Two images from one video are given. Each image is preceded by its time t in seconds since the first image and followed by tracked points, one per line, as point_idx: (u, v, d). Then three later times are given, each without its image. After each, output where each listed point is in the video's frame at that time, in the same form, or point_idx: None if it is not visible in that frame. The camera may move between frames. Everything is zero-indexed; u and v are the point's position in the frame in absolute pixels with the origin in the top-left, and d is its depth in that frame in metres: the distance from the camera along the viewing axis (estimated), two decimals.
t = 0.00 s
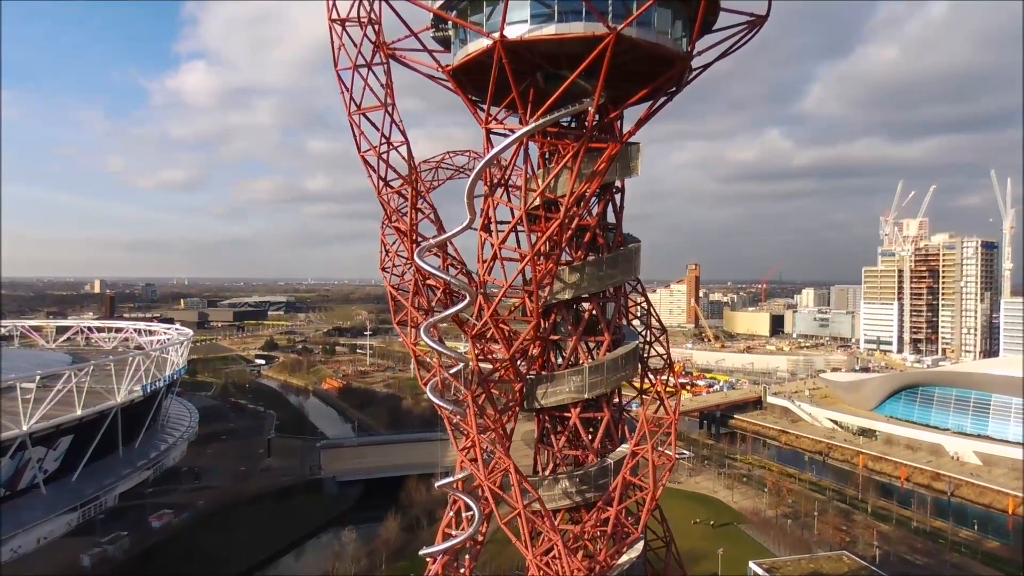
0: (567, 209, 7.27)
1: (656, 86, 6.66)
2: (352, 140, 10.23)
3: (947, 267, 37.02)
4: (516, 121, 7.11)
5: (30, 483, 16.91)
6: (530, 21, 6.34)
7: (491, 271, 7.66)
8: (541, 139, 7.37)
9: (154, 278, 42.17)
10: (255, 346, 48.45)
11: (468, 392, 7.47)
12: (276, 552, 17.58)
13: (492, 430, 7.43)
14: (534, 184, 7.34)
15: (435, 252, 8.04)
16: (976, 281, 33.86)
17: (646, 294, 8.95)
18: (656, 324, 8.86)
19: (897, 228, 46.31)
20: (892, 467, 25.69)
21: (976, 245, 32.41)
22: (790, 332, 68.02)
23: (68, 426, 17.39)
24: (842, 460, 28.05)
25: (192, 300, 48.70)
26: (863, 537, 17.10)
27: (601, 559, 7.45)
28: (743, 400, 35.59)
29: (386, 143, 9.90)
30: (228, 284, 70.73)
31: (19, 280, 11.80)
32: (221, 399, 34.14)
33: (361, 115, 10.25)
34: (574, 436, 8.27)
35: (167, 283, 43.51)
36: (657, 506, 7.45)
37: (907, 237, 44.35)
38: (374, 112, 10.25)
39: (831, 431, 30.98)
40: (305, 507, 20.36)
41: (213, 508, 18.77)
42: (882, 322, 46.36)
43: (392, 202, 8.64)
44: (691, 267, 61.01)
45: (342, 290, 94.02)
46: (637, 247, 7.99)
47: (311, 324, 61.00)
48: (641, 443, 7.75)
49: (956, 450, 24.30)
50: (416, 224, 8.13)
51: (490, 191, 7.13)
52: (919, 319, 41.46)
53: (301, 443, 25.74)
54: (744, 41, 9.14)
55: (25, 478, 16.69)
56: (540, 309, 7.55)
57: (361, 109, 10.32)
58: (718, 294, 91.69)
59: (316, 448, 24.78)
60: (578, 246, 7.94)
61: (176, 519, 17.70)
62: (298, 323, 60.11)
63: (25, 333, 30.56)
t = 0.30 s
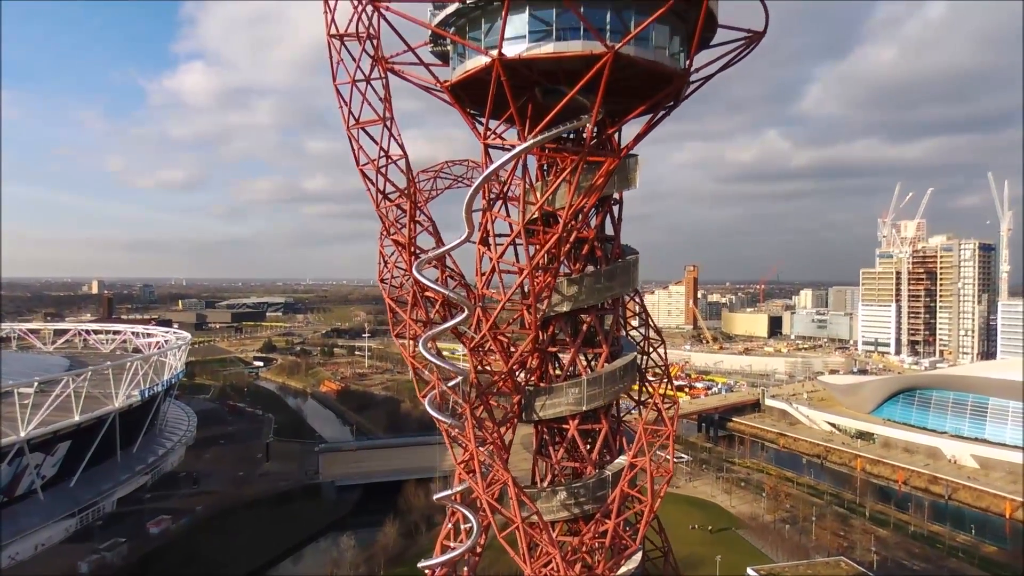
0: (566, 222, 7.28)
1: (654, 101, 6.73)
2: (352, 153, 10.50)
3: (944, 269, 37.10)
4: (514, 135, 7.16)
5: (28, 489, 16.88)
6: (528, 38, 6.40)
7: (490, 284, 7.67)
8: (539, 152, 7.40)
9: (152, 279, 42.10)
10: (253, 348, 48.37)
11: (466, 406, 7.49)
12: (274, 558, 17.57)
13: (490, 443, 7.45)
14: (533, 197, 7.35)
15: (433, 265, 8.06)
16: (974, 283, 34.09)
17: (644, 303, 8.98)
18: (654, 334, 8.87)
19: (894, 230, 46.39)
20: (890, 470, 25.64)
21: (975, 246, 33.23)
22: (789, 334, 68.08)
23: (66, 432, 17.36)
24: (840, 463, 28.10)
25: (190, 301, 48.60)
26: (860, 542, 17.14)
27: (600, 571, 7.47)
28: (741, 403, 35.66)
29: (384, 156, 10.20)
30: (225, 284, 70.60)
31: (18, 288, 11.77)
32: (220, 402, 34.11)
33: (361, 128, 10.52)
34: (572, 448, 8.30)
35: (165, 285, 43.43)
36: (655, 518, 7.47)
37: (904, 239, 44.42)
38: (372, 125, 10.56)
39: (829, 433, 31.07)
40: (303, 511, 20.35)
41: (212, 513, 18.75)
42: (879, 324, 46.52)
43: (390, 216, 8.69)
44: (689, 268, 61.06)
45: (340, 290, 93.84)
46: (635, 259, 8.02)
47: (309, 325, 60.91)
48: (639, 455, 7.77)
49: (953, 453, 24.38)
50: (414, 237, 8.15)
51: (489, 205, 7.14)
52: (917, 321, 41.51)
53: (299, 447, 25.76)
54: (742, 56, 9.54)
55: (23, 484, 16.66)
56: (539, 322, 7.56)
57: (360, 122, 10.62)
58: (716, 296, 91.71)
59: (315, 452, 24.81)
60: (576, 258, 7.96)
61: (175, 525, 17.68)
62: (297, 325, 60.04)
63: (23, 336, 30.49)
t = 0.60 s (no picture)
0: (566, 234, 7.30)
1: (653, 114, 6.86)
2: (352, 165, 10.84)
3: (945, 271, 37.13)
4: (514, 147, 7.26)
5: (28, 493, 16.90)
6: (528, 54, 6.59)
7: (490, 296, 7.69)
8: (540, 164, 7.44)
9: (153, 279, 42.14)
10: (254, 349, 48.34)
11: (466, 417, 7.52)
12: (275, 562, 17.61)
13: (490, 453, 7.49)
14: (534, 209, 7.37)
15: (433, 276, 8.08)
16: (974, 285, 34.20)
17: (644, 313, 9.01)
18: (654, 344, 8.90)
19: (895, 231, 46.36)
20: (889, 473, 25.73)
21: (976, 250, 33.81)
22: (789, 335, 68.05)
23: (66, 436, 17.37)
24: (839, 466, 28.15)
25: (190, 302, 48.57)
26: (860, 547, 17.15)
27: None
28: (741, 405, 35.67)
29: (384, 167, 10.53)
30: (225, 283, 70.54)
31: (18, 292, 11.78)
32: (220, 404, 34.14)
33: (361, 141, 10.85)
34: (572, 458, 8.34)
35: (165, 285, 43.39)
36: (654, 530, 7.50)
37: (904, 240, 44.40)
38: (372, 138, 10.90)
39: (829, 436, 31.15)
40: (303, 515, 20.38)
41: (212, 517, 18.78)
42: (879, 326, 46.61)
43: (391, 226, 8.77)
44: (689, 269, 61.04)
45: (340, 290, 93.79)
46: (635, 270, 8.05)
47: (310, 326, 60.87)
48: (639, 466, 7.79)
49: (953, 456, 24.41)
50: (415, 249, 8.20)
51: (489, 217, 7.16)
52: (917, 323, 41.50)
53: (299, 450, 25.79)
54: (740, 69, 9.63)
55: (23, 488, 16.68)
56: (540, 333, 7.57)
57: (361, 135, 10.96)
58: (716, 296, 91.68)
59: (315, 454, 24.86)
60: (577, 269, 7.98)
61: (175, 529, 17.71)
62: (297, 325, 60.02)
63: (23, 338, 30.47)
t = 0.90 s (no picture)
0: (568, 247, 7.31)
1: (654, 130, 6.93)
2: (354, 178, 10.95)
3: (945, 274, 37.11)
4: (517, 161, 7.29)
5: (30, 499, 16.91)
6: (529, 69, 6.66)
7: (490, 309, 7.69)
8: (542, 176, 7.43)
9: (154, 281, 42.17)
10: (254, 351, 48.32)
11: (467, 430, 7.52)
12: (275, 567, 17.61)
13: (491, 466, 7.48)
14: (536, 221, 7.37)
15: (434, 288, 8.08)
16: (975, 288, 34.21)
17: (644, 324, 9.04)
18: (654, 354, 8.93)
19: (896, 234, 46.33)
20: (890, 478, 25.71)
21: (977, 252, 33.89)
22: (790, 337, 67.99)
23: (67, 441, 17.38)
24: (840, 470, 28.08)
25: (191, 304, 48.54)
26: (860, 554, 17.15)
27: None
28: (742, 409, 35.56)
29: (386, 180, 10.67)
30: (226, 284, 70.51)
31: (18, 297, 11.78)
32: (221, 407, 34.16)
33: (362, 154, 10.98)
34: (573, 470, 8.35)
35: (166, 286, 43.39)
36: (655, 543, 7.52)
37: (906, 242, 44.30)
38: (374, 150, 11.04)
39: (830, 440, 31.03)
40: (303, 520, 20.39)
41: (213, 523, 18.77)
42: (879, 328, 46.66)
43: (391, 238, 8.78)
44: (689, 271, 61.05)
45: (340, 291, 93.72)
46: (636, 283, 8.10)
47: (310, 328, 60.89)
48: (639, 477, 7.81)
49: (954, 460, 24.45)
50: (416, 261, 8.21)
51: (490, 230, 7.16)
52: (918, 326, 41.51)
53: (300, 454, 25.83)
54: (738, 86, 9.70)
55: (24, 493, 16.69)
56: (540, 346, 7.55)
57: (362, 147, 11.08)
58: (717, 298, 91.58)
59: (315, 458, 24.88)
60: (577, 283, 8.02)
61: (175, 534, 17.71)
62: (298, 327, 60.01)
63: (24, 341, 30.48)
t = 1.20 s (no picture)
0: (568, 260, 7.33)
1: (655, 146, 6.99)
2: (355, 191, 11.09)
3: (945, 275, 37.15)
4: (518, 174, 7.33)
5: (30, 504, 16.92)
6: (531, 86, 6.77)
7: (491, 322, 7.70)
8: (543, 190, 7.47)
9: (154, 283, 42.10)
10: (254, 353, 48.27)
11: (467, 442, 7.54)
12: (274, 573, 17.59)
13: (491, 478, 7.49)
14: (537, 233, 7.40)
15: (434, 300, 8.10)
16: (975, 290, 34.28)
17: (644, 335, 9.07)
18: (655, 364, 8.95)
19: (895, 236, 46.39)
20: (890, 481, 25.59)
21: (976, 253, 33.93)
22: (789, 338, 68.02)
23: (68, 446, 17.38)
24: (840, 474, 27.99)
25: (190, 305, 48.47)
26: (860, 559, 17.18)
27: None
28: (741, 412, 35.51)
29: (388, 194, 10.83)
30: (225, 285, 70.44)
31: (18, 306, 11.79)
32: (220, 409, 34.14)
33: (364, 167, 11.12)
34: (573, 481, 8.37)
35: (165, 288, 43.32)
36: (655, 555, 7.53)
37: (905, 244, 44.35)
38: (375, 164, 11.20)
39: (829, 443, 30.93)
40: (303, 524, 20.38)
41: (213, 527, 18.75)
42: (878, 330, 46.75)
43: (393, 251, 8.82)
44: (689, 272, 61.10)
45: (340, 291, 93.70)
46: (636, 295, 8.13)
47: (310, 329, 60.88)
48: (639, 489, 7.82)
49: (954, 464, 24.47)
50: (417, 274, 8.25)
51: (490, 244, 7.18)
52: (917, 328, 41.60)
53: (300, 458, 25.84)
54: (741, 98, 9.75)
55: (25, 498, 16.69)
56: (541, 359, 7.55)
57: (363, 161, 11.23)
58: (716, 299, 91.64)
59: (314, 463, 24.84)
60: (577, 295, 8.04)
61: (175, 540, 17.70)
62: (297, 328, 59.96)
63: (23, 343, 30.43)
